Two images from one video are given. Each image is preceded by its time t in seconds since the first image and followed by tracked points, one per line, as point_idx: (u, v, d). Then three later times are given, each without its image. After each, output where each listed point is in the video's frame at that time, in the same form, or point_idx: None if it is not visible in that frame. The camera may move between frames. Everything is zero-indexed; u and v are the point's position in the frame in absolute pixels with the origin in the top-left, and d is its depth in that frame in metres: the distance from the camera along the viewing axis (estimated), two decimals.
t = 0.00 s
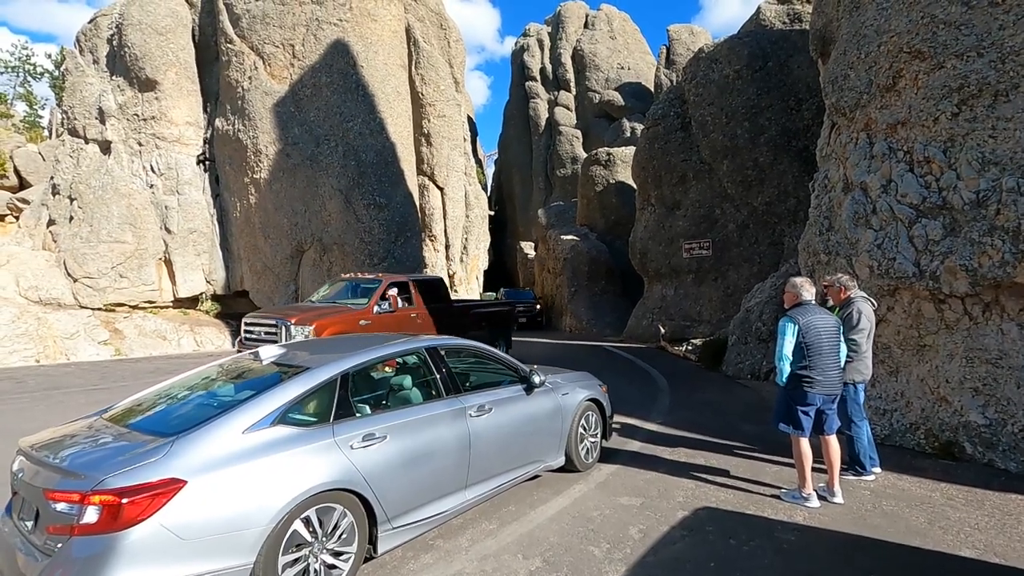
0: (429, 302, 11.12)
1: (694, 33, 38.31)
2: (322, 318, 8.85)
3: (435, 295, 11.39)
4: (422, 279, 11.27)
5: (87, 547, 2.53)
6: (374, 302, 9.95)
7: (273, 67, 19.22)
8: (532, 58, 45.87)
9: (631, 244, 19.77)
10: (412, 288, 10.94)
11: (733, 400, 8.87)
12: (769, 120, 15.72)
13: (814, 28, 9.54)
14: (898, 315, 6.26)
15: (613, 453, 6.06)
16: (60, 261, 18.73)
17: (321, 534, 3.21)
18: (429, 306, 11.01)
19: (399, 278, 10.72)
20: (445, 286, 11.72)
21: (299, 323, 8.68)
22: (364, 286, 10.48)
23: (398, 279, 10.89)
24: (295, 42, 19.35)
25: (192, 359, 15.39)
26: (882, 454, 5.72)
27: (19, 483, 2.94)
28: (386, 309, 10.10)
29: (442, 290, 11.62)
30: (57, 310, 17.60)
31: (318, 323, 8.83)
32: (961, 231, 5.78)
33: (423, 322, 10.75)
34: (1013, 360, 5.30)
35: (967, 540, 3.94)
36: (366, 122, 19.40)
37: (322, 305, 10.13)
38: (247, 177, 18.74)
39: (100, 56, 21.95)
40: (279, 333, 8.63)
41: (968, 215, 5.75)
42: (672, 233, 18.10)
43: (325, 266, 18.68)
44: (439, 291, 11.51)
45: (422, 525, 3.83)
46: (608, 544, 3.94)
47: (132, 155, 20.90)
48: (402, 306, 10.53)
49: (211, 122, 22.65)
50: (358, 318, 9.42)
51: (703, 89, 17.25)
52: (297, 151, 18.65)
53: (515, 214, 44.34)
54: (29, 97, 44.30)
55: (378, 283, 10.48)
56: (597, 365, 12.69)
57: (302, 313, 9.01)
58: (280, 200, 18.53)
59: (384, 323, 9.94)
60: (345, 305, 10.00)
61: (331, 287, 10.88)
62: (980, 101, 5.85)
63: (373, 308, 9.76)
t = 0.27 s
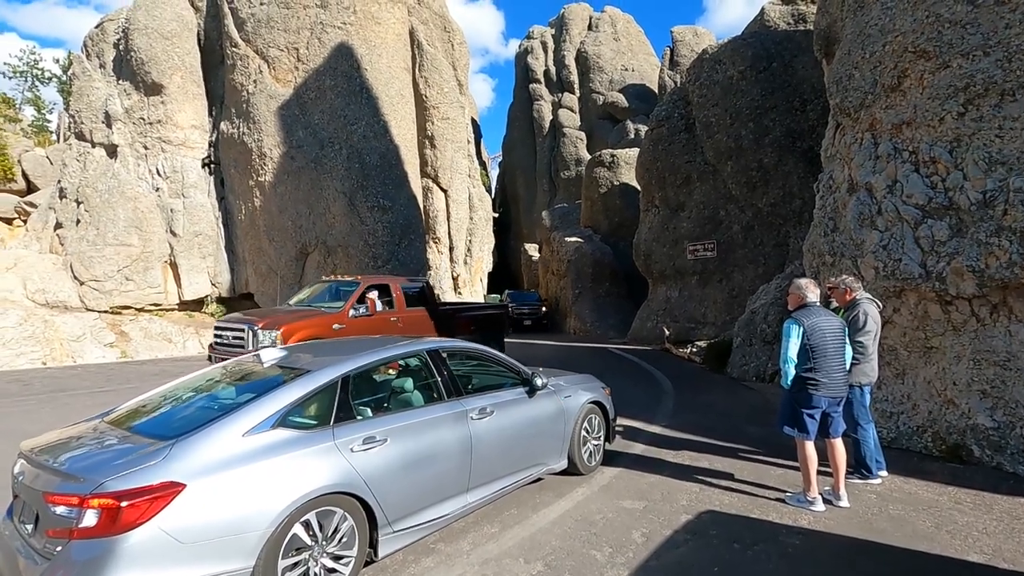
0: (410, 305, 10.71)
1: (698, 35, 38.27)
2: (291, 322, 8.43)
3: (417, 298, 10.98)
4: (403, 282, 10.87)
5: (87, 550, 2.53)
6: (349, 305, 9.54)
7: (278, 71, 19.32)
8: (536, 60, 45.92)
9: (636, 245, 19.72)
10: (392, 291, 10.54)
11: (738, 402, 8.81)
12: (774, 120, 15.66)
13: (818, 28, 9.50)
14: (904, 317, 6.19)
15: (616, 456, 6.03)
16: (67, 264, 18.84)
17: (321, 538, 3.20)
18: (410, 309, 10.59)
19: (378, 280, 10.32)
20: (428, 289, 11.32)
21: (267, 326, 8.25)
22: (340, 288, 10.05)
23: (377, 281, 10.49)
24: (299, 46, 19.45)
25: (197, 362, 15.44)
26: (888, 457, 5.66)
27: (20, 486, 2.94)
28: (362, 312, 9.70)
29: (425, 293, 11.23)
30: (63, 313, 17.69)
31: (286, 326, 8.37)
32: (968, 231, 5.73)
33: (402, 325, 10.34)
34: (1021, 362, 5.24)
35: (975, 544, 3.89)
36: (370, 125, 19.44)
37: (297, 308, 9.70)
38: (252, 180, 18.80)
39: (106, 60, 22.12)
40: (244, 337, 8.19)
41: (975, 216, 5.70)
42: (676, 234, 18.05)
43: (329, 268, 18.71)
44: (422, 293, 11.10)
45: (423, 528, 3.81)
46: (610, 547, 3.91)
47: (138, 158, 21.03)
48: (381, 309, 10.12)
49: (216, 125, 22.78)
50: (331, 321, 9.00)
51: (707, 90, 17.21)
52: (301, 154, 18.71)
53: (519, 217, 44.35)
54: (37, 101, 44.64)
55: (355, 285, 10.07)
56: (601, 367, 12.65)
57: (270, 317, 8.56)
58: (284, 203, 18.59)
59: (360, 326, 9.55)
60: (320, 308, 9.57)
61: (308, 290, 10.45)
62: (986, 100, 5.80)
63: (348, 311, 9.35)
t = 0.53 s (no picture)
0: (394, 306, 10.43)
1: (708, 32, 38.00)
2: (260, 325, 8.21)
3: (403, 298, 10.68)
4: (388, 281, 10.56)
5: (87, 549, 2.53)
6: (327, 306, 9.30)
7: (287, 72, 19.44)
8: (545, 59, 45.83)
9: (645, 244, 19.59)
10: (375, 290, 10.26)
11: (747, 402, 8.71)
12: (784, 117, 15.49)
13: (829, 23, 9.36)
14: (917, 315, 6.07)
15: (623, 456, 5.97)
16: (81, 264, 19.10)
17: (322, 537, 3.18)
18: (393, 310, 10.32)
19: (361, 280, 10.06)
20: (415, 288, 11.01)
21: (236, 328, 8.05)
22: (320, 287, 9.80)
23: (361, 280, 10.21)
24: (308, 46, 19.55)
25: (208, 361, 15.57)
26: (901, 459, 5.56)
27: (23, 484, 2.95)
28: (340, 313, 9.45)
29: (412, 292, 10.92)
30: (78, 313, 17.93)
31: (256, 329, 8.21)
32: (983, 228, 5.60)
33: (384, 327, 10.07)
34: None
35: (989, 548, 3.80)
36: (378, 125, 19.47)
37: (275, 307, 9.53)
38: (262, 181, 18.93)
39: (119, 63, 22.39)
40: (212, 339, 8.00)
41: (990, 212, 5.57)
42: (686, 233, 17.91)
43: (338, 268, 18.79)
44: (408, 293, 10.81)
45: (426, 528, 3.78)
46: (615, 549, 3.86)
47: (150, 159, 21.26)
48: (363, 309, 9.86)
49: (227, 126, 22.96)
50: (306, 323, 8.79)
51: (716, 87, 17.07)
52: (310, 154, 18.82)
53: (528, 216, 44.31)
54: (52, 104, 45.25)
55: (336, 284, 9.81)
56: (609, 366, 12.58)
57: (242, 317, 8.41)
58: (294, 203, 18.71)
59: (337, 328, 9.32)
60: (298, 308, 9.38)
61: (291, 288, 10.29)
62: (1002, 94, 5.66)
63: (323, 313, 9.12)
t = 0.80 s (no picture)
0: (373, 304, 10.34)
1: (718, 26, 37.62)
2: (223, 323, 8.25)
3: (383, 296, 10.59)
4: (367, 279, 10.46)
5: (76, 547, 2.51)
6: (298, 305, 9.26)
7: (295, 70, 19.54)
8: (553, 55, 45.63)
9: (653, 241, 19.44)
10: (352, 288, 10.17)
11: (754, 400, 8.60)
12: (795, 112, 15.28)
13: (839, 14, 9.19)
14: (928, 312, 5.93)
15: (625, 455, 5.90)
16: (93, 262, 19.31)
17: (316, 536, 3.16)
18: (370, 308, 10.23)
19: (338, 278, 9.97)
20: (398, 286, 10.88)
21: (199, 327, 8.12)
22: (296, 284, 9.78)
23: (338, 278, 10.14)
24: (315, 44, 19.59)
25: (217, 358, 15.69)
26: (910, 458, 5.44)
27: (17, 482, 2.95)
28: (312, 311, 9.38)
29: (393, 290, 10.79)
30: (89, 311, 18.13)
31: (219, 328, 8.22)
32: (996, 222, 5.46)
33: (360, 325, 9.98)
34: None
35: (1000, 551, 3.69)
36: (385, 122, 19.43)
37: (251, 305, 9.55)
38: (269, 180, 19.06)
39: (129, 63, 22.59)
40: (176, 338, 8.09)
41: (1003, 206, 5.43)
42: (694, 230, 17.74)
43: (345, 266, 18.82)
44: (389, 291, 10.69)
45: (422, 527, 3.75)
46: (614, 549, 3.79)
47: (160, 158, 21.43)
48: (338, 307, 9.78)
49: (235, 125, 23.05)
50: (274, 322, 8.78)
51: (725, 82, 16.88)
52: (317, 152, 18.87)
53: (536, 213, 44.21)
54: (66, 104, 45.75)
55: (311, 282, 9.75)
56: (616, 364, 12.50)
57: (209, 316, 8.45)
58: (301, 201, 18.77)
59: (309, 327, 9.26)
60: (271, 306, 9.37)
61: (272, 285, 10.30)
62: (1016, 84, 5.51)
63: (292, 311, 9.06)
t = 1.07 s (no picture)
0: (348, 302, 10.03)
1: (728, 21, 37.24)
2: (184, 322, 8.01)
3: (360, 294, 10.27)
4: (343, 277, 10.16)
5: (63, 544, 2.49)
6: (267, 303, 8.99)
7: (301, 68, 19.63)
8: (561, 52, 45.42)
9: (660, 238, 19.28)
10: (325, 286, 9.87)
11: (761, 399, 8.49)
12: (804, 106, 15.07)
13: (849, 5, 9.02)
14: (938, 309, 5.79)
15: (628, 454, 5.83)
16: (103, 260, 19.52)
17: (307, 534, 3.12)
18: (345, 307, 9.93)
19: (310, 275, 9.68)
20: (376, 284, 10.55)
21: (159, 326, 7.93)
22: (267, 281, 9.50)
23: (312, 276, 9.86)
24: (322, 42, 19.63)
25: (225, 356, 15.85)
26: (920, 458, 5.32)
27: (7, 479, 2.94)
28: (283, 309, 9.12)
29: (371, 287, 10.45)
30: (100, 308, 18.33)
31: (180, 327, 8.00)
32: (1009, 217, 5.32)
33: (335, 324, 9.69)
34: None
35: (1011, 555, 3.58)
36: (391, 119, 19.39)
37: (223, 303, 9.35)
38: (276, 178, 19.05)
39: (139, 62, 22.76)
40: (137, 337, 7.93)
41: (1016, 200, 5.28)
42: (702, 226, 17.57)
43: (352, 264, 18.85)
44: (366, 289, 10.36)
45: (418, 526, 3.71)
46: (612, 550, 3.74)
47: (169, 157, 21.59)
48: (312, 306, 9.51)
49: (243, 123, 23.15)
50: (240, 321, 8.53)
51: (734, 76, 16.68)
52: (324, 150, 18.94)
53: (544, 211, 44.10)
54: (78, 104, 46.22)
55: (281, 279, 9.46)
56: (622, 361, 12.42)
57: (172, 315, 8.25)
58: (309, 199, 18.87)
59: (278, 325, 8.98)
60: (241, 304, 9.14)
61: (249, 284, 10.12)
62: None
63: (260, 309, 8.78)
